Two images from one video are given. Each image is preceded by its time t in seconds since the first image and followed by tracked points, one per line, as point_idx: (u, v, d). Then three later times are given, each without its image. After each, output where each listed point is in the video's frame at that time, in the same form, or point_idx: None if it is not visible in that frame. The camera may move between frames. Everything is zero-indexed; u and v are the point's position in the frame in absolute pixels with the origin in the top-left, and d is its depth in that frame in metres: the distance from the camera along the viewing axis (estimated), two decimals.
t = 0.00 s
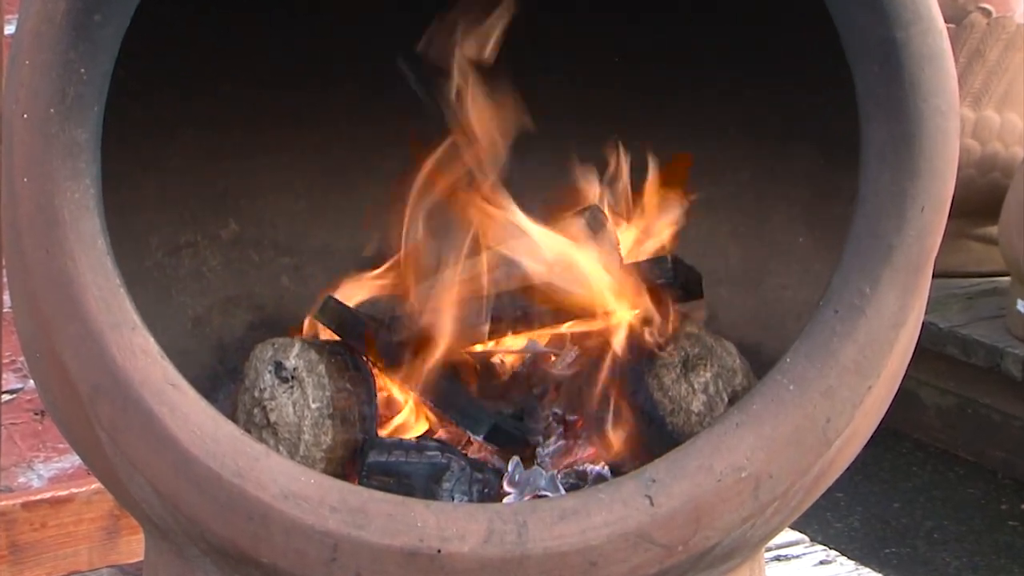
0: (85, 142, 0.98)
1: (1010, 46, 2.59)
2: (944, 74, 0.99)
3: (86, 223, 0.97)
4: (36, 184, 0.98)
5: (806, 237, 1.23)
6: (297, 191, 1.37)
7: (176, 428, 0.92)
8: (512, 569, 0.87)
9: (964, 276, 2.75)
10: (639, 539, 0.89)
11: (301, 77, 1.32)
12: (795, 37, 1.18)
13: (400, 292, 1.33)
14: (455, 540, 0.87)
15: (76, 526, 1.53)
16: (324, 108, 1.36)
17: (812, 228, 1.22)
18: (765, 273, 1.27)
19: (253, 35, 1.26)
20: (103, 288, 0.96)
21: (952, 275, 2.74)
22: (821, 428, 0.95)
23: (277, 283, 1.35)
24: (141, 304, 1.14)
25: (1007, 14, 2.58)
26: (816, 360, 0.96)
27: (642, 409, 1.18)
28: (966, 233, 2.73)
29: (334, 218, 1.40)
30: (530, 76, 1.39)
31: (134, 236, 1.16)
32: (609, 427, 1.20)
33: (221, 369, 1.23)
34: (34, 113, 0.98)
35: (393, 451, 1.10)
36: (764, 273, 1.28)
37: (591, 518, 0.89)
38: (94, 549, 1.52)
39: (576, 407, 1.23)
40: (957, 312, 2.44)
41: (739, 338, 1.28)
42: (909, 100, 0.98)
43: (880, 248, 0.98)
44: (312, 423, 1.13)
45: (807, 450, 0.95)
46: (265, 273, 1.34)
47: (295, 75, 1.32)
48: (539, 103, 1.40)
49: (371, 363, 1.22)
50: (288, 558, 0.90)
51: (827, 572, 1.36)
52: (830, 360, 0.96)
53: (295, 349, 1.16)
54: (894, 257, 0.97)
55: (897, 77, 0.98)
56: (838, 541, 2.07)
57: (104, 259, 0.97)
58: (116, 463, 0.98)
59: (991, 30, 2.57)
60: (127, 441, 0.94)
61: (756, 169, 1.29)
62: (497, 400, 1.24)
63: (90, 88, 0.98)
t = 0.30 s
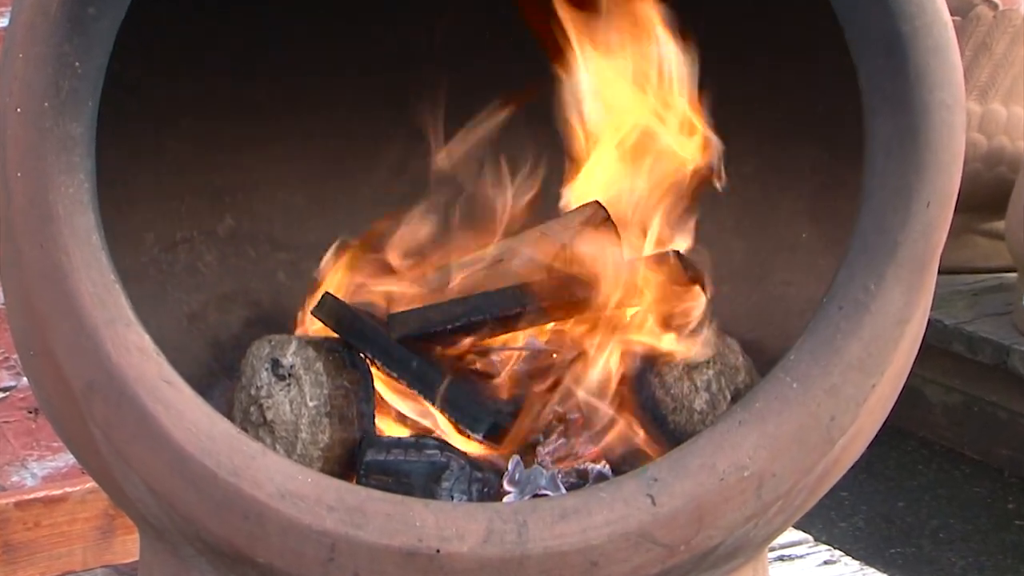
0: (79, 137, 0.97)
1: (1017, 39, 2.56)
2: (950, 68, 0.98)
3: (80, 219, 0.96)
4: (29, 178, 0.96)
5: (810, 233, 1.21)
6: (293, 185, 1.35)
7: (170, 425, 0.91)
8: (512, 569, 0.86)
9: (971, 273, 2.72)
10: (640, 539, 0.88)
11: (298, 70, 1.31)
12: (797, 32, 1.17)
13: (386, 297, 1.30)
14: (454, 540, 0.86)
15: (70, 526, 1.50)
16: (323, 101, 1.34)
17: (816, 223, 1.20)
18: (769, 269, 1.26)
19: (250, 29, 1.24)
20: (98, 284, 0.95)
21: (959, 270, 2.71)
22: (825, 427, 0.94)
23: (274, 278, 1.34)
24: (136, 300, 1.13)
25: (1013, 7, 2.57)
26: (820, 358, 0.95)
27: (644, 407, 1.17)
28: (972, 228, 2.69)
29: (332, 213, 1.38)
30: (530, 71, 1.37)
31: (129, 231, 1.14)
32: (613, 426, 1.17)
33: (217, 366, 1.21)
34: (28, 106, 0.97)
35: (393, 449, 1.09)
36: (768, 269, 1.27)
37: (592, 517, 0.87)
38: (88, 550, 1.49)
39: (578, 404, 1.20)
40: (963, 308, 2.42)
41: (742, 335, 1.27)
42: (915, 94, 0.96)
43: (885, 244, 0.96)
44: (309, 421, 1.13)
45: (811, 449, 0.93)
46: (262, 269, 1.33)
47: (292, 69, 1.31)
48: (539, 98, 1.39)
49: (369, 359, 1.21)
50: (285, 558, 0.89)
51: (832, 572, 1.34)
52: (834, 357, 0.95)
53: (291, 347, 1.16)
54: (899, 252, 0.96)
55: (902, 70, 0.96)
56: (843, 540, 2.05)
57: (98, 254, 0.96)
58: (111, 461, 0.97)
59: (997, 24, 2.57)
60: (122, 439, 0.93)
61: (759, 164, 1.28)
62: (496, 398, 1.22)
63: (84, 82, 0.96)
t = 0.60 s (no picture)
0: (73, 131, 0.95)
1: None
2: (955, 62, 0.97)
3: (74, 214, 0.94)
4: (23, 172, 0.95)
5: (814, 230, 1.20)
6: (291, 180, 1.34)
7: (166, 424, 0.90)
8: (513, 569, 0.84)
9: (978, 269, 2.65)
10: (640, 538, 0.87)
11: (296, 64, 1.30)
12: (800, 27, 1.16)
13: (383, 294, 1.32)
14: (453, 540, 0.85)
15: (65, 526, 1.39)
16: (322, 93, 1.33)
17: (820, 219, 1.19)
18: (773, 266, 1.25)
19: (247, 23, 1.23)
20: (92, 280, 0.93)
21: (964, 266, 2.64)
22: (829, 425, 0.92)
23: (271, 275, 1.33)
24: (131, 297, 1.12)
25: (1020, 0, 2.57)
26: (824, 355, 0.93)
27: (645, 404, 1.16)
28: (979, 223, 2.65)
29: (330, 209, 1.37)
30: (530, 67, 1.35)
31: (125, 227, 1.13)
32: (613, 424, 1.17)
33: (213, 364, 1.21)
34: (22, 100, 0.96)
35: (391, 448, 1.07)
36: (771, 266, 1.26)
37: (594, 517, 0.86)
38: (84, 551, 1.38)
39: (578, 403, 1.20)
40: (969, 304, 2.36)
41: (745, 332, 1.26)
42: (921, 89, 0.95)
43: (889, 240, 0.95)
44: (306, 419, 1.11)
45: (815, 448, 0.92)
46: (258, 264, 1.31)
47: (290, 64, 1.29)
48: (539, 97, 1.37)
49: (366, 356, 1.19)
50: (282, 558, 0.87)
51: (836, 572, 1.33)
52: (838, 354, 0.93)
53: (289, 343, 1.14)
54: (903, 249, 0.95)
55: (906, 64, 0.95)
56: (848, 540, 2.04)
57: (93, 250, 0.94)
58: (105, 460, 0.95)
59: (1004, 17, 2.56)
60: (117, 437, 0.92)
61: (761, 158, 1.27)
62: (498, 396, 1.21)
63: (79, 76, 0.95)
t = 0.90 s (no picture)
0: (68, 126, 0.94)
1: None
2: (961, 55, 0.95)
3: (69, 210, 0.92)
4: (17, 166, 0.94)
5: (817, 225, 1.19)
6: (287, 174, 1.33)
7: (161, 422, 0.88)
8: (513, 570, 0.83)
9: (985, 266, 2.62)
10: (643, 538, 0.85)
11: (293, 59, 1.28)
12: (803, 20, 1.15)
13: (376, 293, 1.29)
14: (452, 540, 0.83)
15: (58, 525, 1.34)
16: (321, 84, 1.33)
17: (824, 215, 1.18)
18: (776, 262, 1.24)
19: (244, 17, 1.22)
20: (86, 276, 0.92)
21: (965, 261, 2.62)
22: (833, 424, 0.91)
23: (268, 272, 1.32)
24: (125, 293, 1.11)
25: None
26: (828, 352, 0.92)
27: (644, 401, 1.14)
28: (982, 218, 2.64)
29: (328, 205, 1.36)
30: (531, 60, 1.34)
31: (119, 222, 1.12)
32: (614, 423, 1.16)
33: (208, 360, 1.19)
34: (16, 94, 0.94)
35: (389, 446, 1.06)
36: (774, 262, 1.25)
37: (595, 516, 0.85)
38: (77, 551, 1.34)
39: (580, 401, 1.19)
40: (976, 302, 2.34)
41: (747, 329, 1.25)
42: (927, 82, 0.94)
43: (893, 235, 0.93)
44: (304, 417, 1.09)
45: (819, 446, 0.91)
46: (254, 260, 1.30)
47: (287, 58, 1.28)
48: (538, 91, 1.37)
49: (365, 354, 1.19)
50: (278, 558, 0.86)
51: (840, 572, 1.32)
52: (842, 351, 0.92)
53: (285, 341, 1.13)
54: (908, 244, 0.93)
55: (912, 57, 0.94)
56: (852, 539, 2.01)
57: (88, 246, 0.92)
58: (100, 458, 0.94)
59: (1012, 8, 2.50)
60: (111, 435, 0.90)
61: (764, 153, 1.26)
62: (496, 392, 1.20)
63: (73, 70, 0.93)
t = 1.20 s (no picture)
0: (61, 120, 0.92)
1: None
2: (966, 49, 0.94)
3: (63, 206, 0.91)
4: (11, 161, 0.92)
5: (821, 221, 1.18)
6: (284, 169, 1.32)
7: (157, 421, 0.87)
8: (513, 570, 0.82)
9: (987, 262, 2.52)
10: (645, 538, 0.84)
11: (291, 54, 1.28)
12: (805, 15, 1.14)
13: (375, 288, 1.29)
14: (452, 540, 0.82)
15: (52, 525, 1.33)
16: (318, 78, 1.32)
17: (828, 211, 1.17)
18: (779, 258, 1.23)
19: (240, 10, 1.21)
20: (81, 273, 0.90)
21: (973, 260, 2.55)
22: (837, 422, 0.90)
23: (264, 268, 1.31)
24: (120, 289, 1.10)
25: None
26: (832, 349, 0.90)
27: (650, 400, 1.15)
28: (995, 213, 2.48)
29: (325, 200, 1.35)
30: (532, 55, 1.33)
31: (114, 218, 1.11)
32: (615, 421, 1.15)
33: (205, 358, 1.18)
34: (9, 88, 0.93)
35: (387, 445, 1.05)
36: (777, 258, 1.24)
37: (596, 515, 0.83)
38: (72, 551, 1.33)
39: (580, 399, 1.18)
40: (981, 298, 2.26)
41: (750, 326, 1.24)
42: (931, 76, 0.92)
43: (899, 230, 0.92)
44: (301, 415, 1.09)
45: (822, 445, 0.89)
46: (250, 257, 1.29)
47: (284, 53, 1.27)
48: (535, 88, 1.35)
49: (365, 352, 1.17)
50: (276, 558, 0.85)
51: (844, 572, 1.31)
52: (846, 348, 0.90)
53: (283, 337, 1.11)
54: (914, 239, 0.91)
55: (915, 51, 0.93)
56: (857, 539, 2.00)
57: (82, 243, 0.91)
58: (94, 457, 0.93)
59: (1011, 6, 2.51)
60: (106, 433, 0.89)
61: (768, 148, 1.25)
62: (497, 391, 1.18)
63: (67, 63, 0.92)
